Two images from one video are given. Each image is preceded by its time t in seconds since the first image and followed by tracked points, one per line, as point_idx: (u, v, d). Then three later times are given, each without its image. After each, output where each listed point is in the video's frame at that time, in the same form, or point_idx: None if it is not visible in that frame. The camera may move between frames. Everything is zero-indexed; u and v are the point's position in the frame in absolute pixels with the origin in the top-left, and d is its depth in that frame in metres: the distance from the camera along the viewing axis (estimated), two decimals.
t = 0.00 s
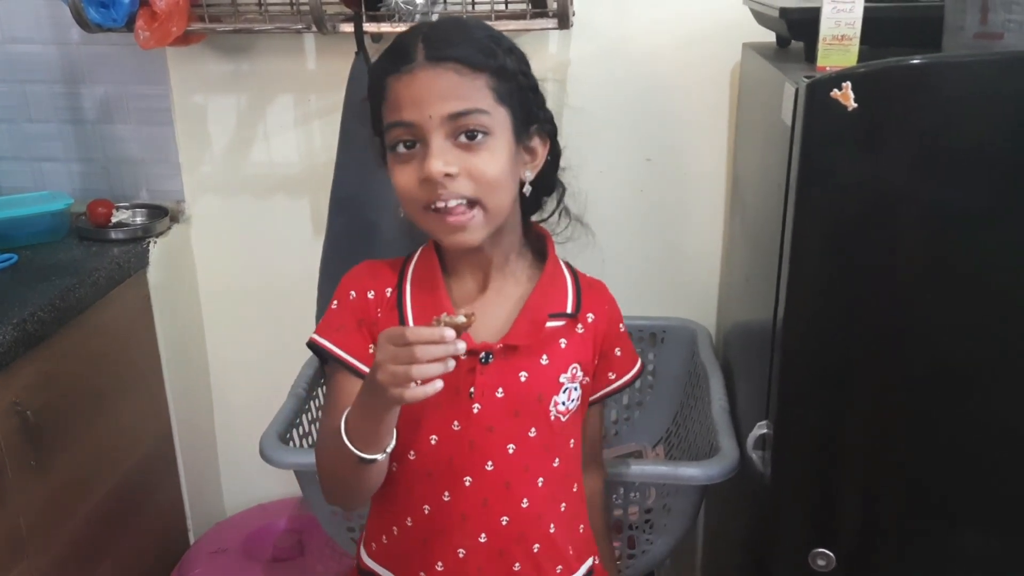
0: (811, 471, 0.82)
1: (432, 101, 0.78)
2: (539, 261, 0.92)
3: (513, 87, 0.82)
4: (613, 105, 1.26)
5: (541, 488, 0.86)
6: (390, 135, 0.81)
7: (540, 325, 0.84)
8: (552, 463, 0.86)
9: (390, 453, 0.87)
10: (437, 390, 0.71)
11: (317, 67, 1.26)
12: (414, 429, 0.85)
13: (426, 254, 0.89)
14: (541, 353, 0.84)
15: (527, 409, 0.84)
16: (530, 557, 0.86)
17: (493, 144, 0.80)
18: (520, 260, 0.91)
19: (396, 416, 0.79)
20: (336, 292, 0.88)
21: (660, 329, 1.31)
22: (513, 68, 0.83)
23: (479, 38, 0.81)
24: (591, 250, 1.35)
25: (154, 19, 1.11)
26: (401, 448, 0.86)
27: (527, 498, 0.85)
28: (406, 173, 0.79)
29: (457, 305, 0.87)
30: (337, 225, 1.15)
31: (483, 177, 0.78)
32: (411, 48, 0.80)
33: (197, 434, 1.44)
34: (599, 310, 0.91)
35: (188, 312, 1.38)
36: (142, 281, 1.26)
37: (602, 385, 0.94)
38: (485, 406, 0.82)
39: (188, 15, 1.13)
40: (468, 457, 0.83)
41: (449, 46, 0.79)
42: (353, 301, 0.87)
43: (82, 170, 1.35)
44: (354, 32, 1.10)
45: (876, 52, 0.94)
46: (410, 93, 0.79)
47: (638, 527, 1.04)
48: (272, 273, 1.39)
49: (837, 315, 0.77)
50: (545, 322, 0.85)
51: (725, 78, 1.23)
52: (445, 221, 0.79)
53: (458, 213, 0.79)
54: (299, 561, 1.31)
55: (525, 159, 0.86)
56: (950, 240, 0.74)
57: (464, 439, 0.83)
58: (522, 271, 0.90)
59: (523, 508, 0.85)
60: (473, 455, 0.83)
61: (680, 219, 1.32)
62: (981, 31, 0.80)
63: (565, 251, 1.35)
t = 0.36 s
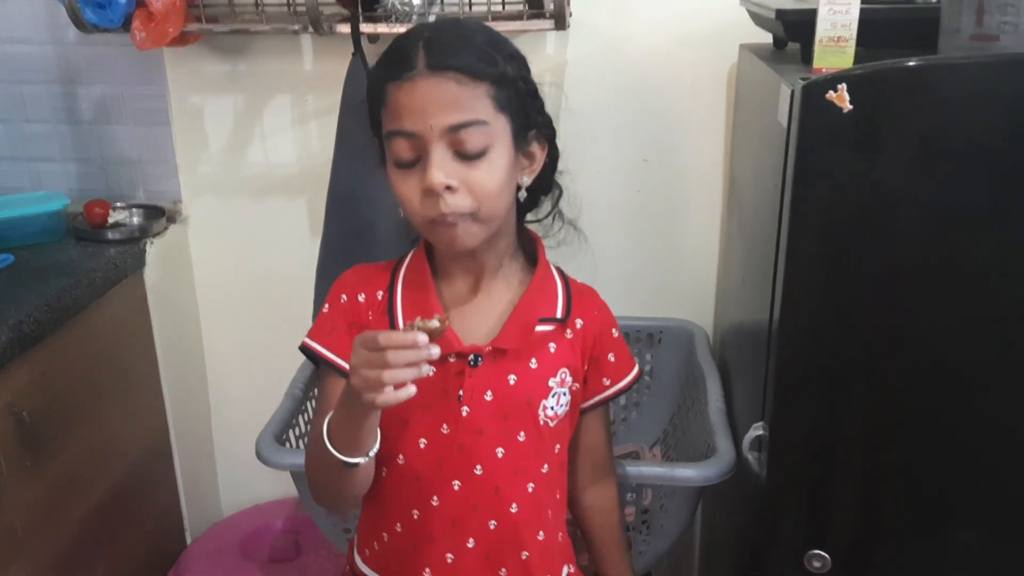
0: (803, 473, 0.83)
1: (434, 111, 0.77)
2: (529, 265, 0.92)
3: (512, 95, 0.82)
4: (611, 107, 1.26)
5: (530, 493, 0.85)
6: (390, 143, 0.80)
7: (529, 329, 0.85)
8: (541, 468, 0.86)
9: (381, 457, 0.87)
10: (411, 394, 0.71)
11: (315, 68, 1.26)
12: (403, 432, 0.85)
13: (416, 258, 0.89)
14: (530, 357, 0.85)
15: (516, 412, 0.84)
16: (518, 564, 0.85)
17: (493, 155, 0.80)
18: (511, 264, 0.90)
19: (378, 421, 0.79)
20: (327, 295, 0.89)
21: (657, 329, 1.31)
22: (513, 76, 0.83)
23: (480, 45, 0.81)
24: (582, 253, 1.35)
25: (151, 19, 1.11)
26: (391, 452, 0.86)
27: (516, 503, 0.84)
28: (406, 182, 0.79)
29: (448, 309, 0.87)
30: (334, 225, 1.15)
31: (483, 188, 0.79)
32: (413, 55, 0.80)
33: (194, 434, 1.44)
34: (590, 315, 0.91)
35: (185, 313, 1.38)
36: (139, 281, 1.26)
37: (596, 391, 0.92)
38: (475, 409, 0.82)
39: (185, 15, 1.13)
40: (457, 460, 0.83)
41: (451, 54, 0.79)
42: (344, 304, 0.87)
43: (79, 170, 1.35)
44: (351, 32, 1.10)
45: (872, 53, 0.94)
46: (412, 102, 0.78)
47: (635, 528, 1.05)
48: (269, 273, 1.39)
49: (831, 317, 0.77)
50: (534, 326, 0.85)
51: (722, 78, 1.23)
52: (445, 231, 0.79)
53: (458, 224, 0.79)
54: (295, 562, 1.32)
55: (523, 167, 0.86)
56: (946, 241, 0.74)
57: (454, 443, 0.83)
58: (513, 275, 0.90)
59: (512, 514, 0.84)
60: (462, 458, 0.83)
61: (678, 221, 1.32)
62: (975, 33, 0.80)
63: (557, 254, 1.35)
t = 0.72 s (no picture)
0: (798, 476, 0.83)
1: (450, 131, 0.78)
2: (545, 268, 0.93)
3: (529, 107, 0.82)
4: (607, 111, 1.27)
5: (555, 496, 0.86)
6: (406, 159, 0.81)
7: (550, 334, 0.85)
8: (564, 470, 0.87)
9: (402, 463, 0.87)
10: (426, 408, 0.73)
11: (312, 74, 1.27)
12: (425, 438, 0.85)
13: (433, 262, 0.89)
14: (550, 361, 0.85)
15: (538, 415, 0.84)
16: (544, 566, 0.86)
17: (509, 171, 0.80)
18: (528, 268, 0.91)
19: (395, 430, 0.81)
20: (344, 302, 0.89)
21: (653, 333, 1.32)
22: (529, 89, 0.83)
23: (496, 59, 0.81)
24: (592, 259, 1.36)
25: (148, 27, 1.11)
26: (413, 458, 0.86)
27: (540, 506, 0.85)
28: (422, 198, 0.80)
29: (467, 315, 0.88)
30: (330, 230, 1.15)
31: (498, 205, 0.79)
32: (429, 71, 0.80)
33: (192, 439, 1.44)
34: (607, 317, 0.91)
35: (183, 317, 1.39)
36: (136, 286, 1.26)
37: (609, 393, 0.92)
38: (497, 414, 0.83)
39: (181, 22, 1.14)
40: (480, 465, 0.83)
41: (466, 71, 0.79)
42: (361, 310, 0.87)
43: (76, 175, 1.35)
44: (347, 38, 1.10)
45: (863, 58, 0.95)
46: (428, 120, 0.78)
47: (631, 532, 1.05)
48: (267, 278, 1.39)
49: (824, 321, 0.78)
50: (555, 330, 0.85)
51: (716, 83, 1.24)
52: (460, 244, 0.81)
53: (474, 239, 0.80)
54: (294, 565, 1.34)
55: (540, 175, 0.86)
56: (936, 246, 0.75)
57: (477, 448, 0.83)
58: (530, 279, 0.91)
59: (536, 516, 0.85)
60: (485, 463, 0.83)
61: (673, 225, 1.32)
62: (964, 39, 0.80)
63: (572, 256, 1.36)
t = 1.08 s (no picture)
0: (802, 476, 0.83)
1: (506, 143, 0.78)
2: (571, 273, 0.93)
3: (580, 125, 0.84)
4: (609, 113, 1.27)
5: (594, 498, 0.87)
6: (452, 168, 0.80)
7: (584, 340, 0.85)
8: (599, 472, 0.88)
9: (441, 473, 0.86)
10: (479, 432, 0.72)
11: (313, 77, 1.27)
12: (464, 448, 0.84)
13: (460, 271, 0.89)
14: (586, 365, 0.85)
15: (576, 420, 0.84)
16: (588, 568, 0.87)
17: (557, 187, 0.81)
18: (556, 275, 0.92)
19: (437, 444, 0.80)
20: (371, 315, 0.88)
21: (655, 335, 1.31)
22: (581, 106, 0.84)
23: (549, 74, 0.82)
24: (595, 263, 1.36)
25: (149, 30, 1.11)
26: (453, 469, 0.85)
27: (581, 509, 0.86)
28: (469, 209, 0.80)
29: (500, 323, 0.87)
30: (332, 233, 1.15)
31: (544, 220, 0.80)
32: (485, 80, 0.80)
33: (193, 443, 1.44)
34: (634, 319, 0.92)
35: (183, 321, 1.39)
36: (138, 290, 1.26)
37: (639, 388, 0.94)
38: (536, 420, 0.83)
39: (182, 26, 1.14)
40: (522, 472, 0.84)
41: (526, 85, 0.80)
42: (391, 324, 0.86)
43: (77, 179, 1.35)
44: (348, 41, 1.10)
45: (865, 59, 0.95)
46: (483, 132, 0.78)
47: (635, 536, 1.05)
48: (268, 281, 1.39)
49: (829, 321, 0.78)
50: (589, 335, 0.86)
51: (717, 85, 1.24)
52: (502, 259, 0.81)
53: (517, 255, 0.80)
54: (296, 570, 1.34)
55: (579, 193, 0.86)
56: (941, 247, 0.75)
57: (517, 455, 0.83)
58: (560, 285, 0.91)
59: (577, 519, 0.86)
60: (526, 469, 0.84)
61: (675, 227, 1.32)
62: (967, 41, 0.80)
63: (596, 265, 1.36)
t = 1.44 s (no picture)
0: (797, 479, 0.83)
1: (541, 160, 0.78)
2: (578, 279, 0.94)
3: (606, 142, 0.84)
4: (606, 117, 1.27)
5: (618, 496, 0.90)
6: (484, 186, 0.80)
7: (605, 341, 0.87)
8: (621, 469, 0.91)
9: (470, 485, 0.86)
10: (544, 438, 0.72)
11: (310, 81, 1.27)
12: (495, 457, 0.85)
13: (473, 282, 0.88)
14: (606, 365, 0.88)
15: (601, 419, 0.87)
16: (620, 567, 0.89)
17: (586, 204, 0.82)
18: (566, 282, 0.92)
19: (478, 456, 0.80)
20: (389, 330, 0.87)
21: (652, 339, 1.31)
22: (607, 123, 0.85)
23: (577, 92, 0.82)
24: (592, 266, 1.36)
25: (147, 34, 1.11)
26: (484, 480, 0.86)
27: (611, 508, 0.88)
28: (501, 226, 0.79)
29: (519, 331, 0.87)
30: (329, 237, 1.15)
31: (575, 236, 0.81)
32: (518, 98, 0.80)
33: (191, 446, 1.44)
34: (642, 318, 0.95)
35: (181, 325, 1.39)
36: (135, 294, 1.26)
37: (647, 385, 0.97)
38: (564, 421, 0.85)
39: (179, 30, 1.14)
40: (554, 475, 0.85)
41: (559, 103, 0.80)
42: (412, 338, 0.85)
43: (75, 183, 1.35)
44: (345, 46, 1.10)
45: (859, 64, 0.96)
46: (518, 150, 0.78)
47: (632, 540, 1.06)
48: (266, 285, 1.39)
49: (826, 323, 0.78)
50: (610, 335, 0.88)
51: (714, 89, 1.25)
52: (533, 275, 0.80)
53: (548, 271, 0.80)
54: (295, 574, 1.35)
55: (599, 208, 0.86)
56: (936, 251, 0.75)
57: (548, 458, 0.85)
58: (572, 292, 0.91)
59: (609, 519, 0.88)
60: (558, 472, 0.85)
61: (673, 232, 1.33)
62: (960, 45, 0.81)
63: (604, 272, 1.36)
